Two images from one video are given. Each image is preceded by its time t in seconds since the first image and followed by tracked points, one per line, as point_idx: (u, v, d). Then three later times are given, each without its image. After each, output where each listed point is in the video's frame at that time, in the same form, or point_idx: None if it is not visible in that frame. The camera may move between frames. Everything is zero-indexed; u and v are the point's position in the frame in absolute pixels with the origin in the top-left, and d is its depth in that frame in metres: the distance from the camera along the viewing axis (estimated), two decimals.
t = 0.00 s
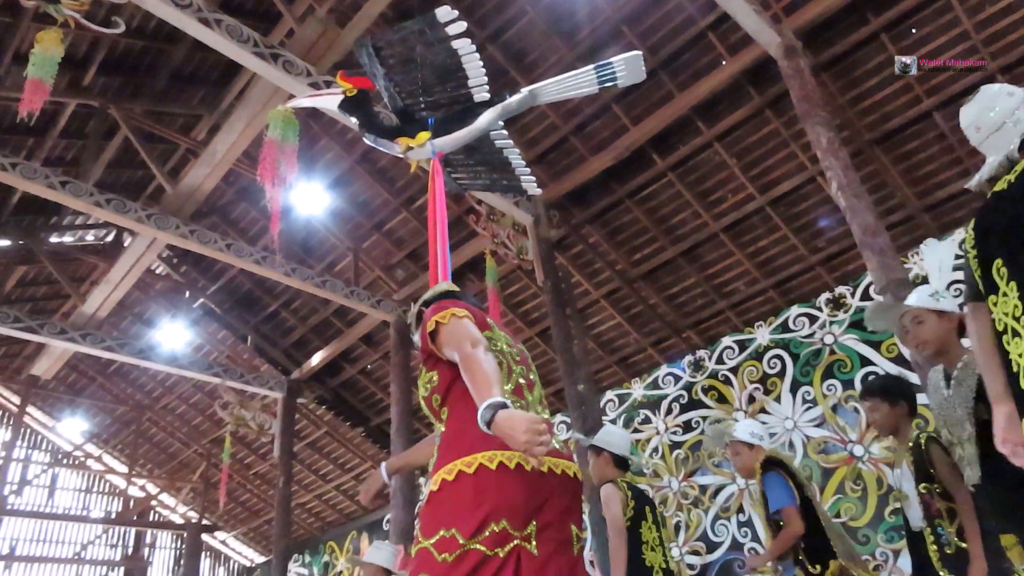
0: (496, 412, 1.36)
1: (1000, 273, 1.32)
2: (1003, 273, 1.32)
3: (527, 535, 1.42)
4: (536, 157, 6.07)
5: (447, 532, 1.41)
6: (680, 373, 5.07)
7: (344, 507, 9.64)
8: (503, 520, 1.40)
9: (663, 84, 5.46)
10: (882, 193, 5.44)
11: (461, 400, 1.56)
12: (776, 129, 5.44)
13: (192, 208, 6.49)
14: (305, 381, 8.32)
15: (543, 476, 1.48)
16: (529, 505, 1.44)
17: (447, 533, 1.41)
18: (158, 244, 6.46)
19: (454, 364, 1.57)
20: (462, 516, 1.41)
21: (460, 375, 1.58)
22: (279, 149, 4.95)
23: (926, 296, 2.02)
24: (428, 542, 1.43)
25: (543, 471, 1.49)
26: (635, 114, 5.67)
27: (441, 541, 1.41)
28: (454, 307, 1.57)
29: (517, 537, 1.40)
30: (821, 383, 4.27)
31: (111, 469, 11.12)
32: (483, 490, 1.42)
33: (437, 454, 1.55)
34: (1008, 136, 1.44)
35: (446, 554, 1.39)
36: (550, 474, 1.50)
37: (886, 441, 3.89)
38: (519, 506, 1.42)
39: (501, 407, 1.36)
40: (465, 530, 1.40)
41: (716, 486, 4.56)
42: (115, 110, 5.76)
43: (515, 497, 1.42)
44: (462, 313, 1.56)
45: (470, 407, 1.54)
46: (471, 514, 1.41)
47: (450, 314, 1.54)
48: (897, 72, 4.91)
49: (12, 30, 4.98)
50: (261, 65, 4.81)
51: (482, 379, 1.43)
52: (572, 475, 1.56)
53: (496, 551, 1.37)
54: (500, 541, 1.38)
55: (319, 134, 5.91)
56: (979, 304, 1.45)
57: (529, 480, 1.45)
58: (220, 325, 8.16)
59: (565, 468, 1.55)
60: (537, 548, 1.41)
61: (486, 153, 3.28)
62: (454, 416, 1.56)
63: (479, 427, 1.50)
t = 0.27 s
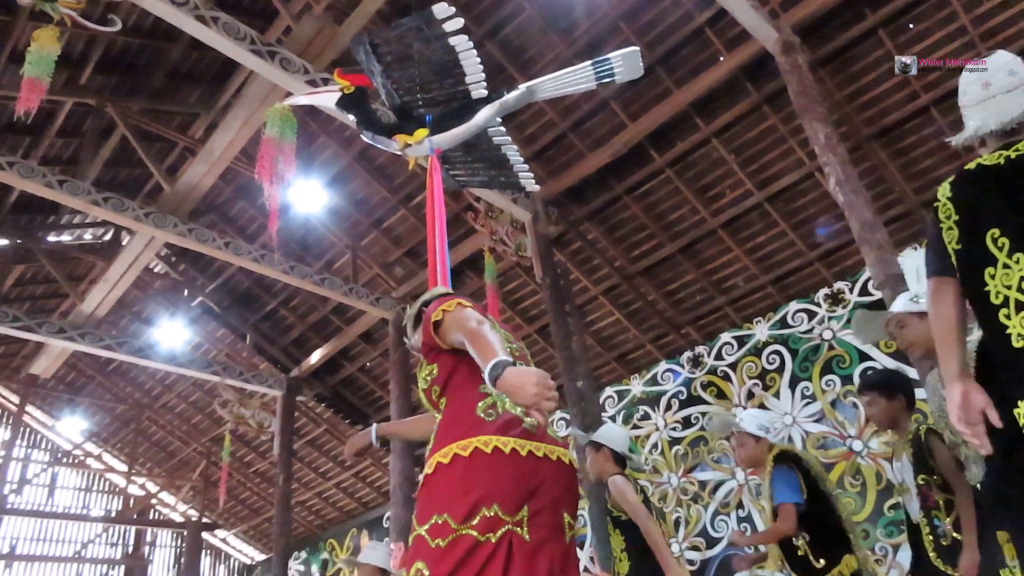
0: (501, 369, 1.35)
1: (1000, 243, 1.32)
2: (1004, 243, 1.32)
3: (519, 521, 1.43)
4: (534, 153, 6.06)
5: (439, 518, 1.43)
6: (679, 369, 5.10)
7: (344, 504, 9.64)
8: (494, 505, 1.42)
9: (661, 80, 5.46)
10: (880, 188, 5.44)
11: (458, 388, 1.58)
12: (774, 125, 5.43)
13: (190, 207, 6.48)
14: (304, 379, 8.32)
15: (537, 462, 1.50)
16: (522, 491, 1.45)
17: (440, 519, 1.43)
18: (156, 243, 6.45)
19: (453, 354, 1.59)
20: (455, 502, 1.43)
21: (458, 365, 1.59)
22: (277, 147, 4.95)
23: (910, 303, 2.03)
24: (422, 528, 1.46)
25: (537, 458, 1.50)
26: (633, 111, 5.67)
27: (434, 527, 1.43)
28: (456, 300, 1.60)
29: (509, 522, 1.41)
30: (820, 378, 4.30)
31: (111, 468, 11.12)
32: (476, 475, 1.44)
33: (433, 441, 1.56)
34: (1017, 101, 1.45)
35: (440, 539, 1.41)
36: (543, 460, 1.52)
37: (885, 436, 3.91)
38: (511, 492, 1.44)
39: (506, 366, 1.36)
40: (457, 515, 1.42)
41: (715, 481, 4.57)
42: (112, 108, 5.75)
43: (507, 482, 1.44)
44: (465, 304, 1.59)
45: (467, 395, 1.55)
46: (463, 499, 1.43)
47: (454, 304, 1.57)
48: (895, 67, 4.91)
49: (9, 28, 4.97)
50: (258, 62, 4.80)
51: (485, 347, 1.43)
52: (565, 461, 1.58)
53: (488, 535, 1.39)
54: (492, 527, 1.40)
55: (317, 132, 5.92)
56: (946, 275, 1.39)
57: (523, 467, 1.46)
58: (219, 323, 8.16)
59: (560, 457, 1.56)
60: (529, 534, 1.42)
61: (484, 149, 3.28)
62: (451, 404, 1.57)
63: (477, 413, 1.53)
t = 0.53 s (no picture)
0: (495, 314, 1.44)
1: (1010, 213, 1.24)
2: (1012, 215, 1.24)
3: (517, 503, 1.42)
4: (536, 152, 6.06)
5: (437, 500, 1.45)
6: (681, 367, 5.11)
7: (346, 503, 9.65)
8: (491, 487, 1.42)
9: (662, 78, 5.45)
10: (882, 185, 5.43)
11: (458, 375, 1.59)
12: (775, 122, 5.43)
13: (192, 207, 6.48)
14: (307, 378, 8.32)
15: (535, 446, 1.50)
16: (519, 473, 1.45)
17: (437, 501, 1.45)
18: (158, 243, 6.45)
19: (452, 345, 1.60)
20: (453, 485, 1.44)
21: (458, 353, 1.60)
22: (279, 147, 4.95)
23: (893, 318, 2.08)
24: (421, 511, 1.47)
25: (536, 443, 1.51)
26: (634, 109, 5.66)
27: (432, 509, 1.45)
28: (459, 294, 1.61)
29: (507, 504, 1.41)
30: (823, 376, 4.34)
31: (115, 468, 11.13)
32: (474, 457, 1.45)
33: (433, 426, 1.58)
34: (999, 80, 1.39)
35: (438, 521, 1.43)
36: (542, 444, 1.52)
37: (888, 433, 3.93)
38: (509, 474, 1.44)
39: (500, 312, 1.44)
40: (454, 498, 1.43)
41: (718, 479, 4.58)
42: (114, 108, 5.75)
43: (504, 465, 1.44)
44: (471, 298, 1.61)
45: (468, 381, 1.57)
46: (461, 482, 1.44)
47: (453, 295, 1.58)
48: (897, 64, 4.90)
49: (10, 29, 4.97)
50: (259, 62, 4.80)
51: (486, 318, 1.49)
52: (565, 449, 1.58)
53: (485, 516, 1.39)
54: (489, 507, 1.40)
55: (319, 132, 5.92)
56: (934, 241, 1.28)
57: (521, 450, 1.47)
58: (222, 323, 8.17)
59: (559, 443, 1.57)
60: (526, 515, 1.42)
61: (486, 148, 3.28)
62: (451, 391, 1.58)
63: (478, 398, 1.54)
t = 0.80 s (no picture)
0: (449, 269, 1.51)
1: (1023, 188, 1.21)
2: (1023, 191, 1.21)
3: (513, 520, 1.43)
4: (538, 149, 6.06)
5: (432, 512, 1.46)
6: (682, 366, 5.11)
7: (347, 499, 9.67)
8: (488, 503, 1.43)
9: (666, 76, 5.44)
10: (885, 185, 5.43)
11: (460, 385, 1.58)
12: (779, 121, 5.42)
13: (195, 201, 6.48)
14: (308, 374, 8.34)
15: (533, 462, 1.50)
16: (517, 490, 1.46)
17: (433, 513, 1.46)
18: (160, 238, 6.46)
19: (455, 354, 1.60)
20: (450, 498, 1.45)
21: (462, 364, 1.60)
22: (283, 143, 4.95)
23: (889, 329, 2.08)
24: (416, 521, 1.48)
25: (536, 460, 1.51)
26: (637, 107, 5.66)
27: (428, 521, 1.46)
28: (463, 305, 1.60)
29: (503, 522, 1.42)
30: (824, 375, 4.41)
31: (116, 461, 11.16)
32: (472, 471, 1.45)
33: (432, 435, 1.58)
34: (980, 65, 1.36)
35: (433, 533, 1.44)
36: (541, 461, 1.52)
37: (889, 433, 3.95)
38: (507, 491, 1.45)
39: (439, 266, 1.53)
40: (450, 511, 1.44)
41: (718, 478, 4.64)
42: (117, 103, 5.75)
43: (503, 481, 1.45)
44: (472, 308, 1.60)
45: (470, 393, 1.56)
46: (458, 495, 1.45)
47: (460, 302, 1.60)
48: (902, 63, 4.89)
49: (15, 23, 4.98)
50: (263, 57, 4.79)
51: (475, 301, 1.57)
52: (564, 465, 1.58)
53: (480, 532, 1.40)
54: (485, 524, 1.41)
55: (322, 127, 5.93)
56: (966, 207, 1.17)
57: (520, 468, 1.48)
58: (224, 318, 8.17)
59: (558, 460, 1.57)
60: (521, 534, 1.43)
61: (489, 145, 3.28)
62: (451, 400, 1.58)
63: (480, 411, 1.53)
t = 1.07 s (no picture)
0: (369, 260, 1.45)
1: None
2: None
3: (520, 510, 1.43)
4: (546, 145, 6.05)
5: (440, 502, 1.46)
6: (689, 363, 5.13)
7: (354, 493, 9.70)
8: (495, 492, 1.43)
9: (675, 72, 5.43)
10: (895, 183, 5.39)
11: (465, 378, 1.59)
12: (788, 118, 5.40)
13: (204, 195, 6.50)
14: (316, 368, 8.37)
15: (539, 454, 1.51)
16: (523, 480, 1.46)
17: (441, 503, 1.46)
18: (170, 232, 6.49)
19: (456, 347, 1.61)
20: (457, 489, 1.45)
21: (466, 358, 1.61)
22: (291, 138, 4.96)
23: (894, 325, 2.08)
24: (423, 512, 1.48)
25: (542, 450, 1.52)
26: (646, 103, 5.64)
27: (435, 513, 1.46)
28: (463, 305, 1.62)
29: (510, 510, 1.42)
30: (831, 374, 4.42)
31: (125, 454, 11.22)
32: (480, 461, 1.46)
33: (439, 427, 1.58)
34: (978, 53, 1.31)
35: (441, 523, 1.43)
36: (547, 452, 1.53)
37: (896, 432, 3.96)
38: (513, 480, 1.45)
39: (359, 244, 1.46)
40: (458, 500, 1.43)
41: (725, 476, 4.61)
42: (127, 97, 5.77)
43: (510, 470, 1.45)
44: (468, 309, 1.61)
45: (475, 385, 1.57)
46: (466, 485, 1.44)
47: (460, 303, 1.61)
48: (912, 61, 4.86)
49: (26, 17, 5.00)
50: (272, 52, 4.80)
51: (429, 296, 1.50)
52: (569, 457, 1.59)
53: (487, 522, 1.40)
54: (492, 513, 1.41)
55: (330, 122, 5.93)
56: None
57: (527, 458, 1.48)
58: (232, 312, 8.20)
59: (563, 451, 1.58)
60: (529, 523, 1.43)
61: (497, 141, 3.28)
62: (458, 392, 1.58)
63: (486, 401, 1.54)
